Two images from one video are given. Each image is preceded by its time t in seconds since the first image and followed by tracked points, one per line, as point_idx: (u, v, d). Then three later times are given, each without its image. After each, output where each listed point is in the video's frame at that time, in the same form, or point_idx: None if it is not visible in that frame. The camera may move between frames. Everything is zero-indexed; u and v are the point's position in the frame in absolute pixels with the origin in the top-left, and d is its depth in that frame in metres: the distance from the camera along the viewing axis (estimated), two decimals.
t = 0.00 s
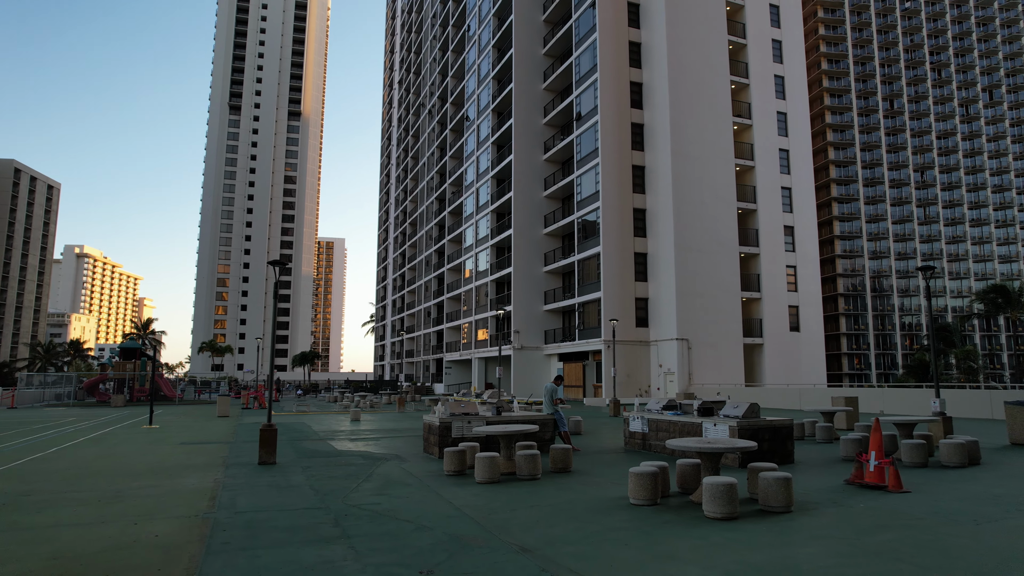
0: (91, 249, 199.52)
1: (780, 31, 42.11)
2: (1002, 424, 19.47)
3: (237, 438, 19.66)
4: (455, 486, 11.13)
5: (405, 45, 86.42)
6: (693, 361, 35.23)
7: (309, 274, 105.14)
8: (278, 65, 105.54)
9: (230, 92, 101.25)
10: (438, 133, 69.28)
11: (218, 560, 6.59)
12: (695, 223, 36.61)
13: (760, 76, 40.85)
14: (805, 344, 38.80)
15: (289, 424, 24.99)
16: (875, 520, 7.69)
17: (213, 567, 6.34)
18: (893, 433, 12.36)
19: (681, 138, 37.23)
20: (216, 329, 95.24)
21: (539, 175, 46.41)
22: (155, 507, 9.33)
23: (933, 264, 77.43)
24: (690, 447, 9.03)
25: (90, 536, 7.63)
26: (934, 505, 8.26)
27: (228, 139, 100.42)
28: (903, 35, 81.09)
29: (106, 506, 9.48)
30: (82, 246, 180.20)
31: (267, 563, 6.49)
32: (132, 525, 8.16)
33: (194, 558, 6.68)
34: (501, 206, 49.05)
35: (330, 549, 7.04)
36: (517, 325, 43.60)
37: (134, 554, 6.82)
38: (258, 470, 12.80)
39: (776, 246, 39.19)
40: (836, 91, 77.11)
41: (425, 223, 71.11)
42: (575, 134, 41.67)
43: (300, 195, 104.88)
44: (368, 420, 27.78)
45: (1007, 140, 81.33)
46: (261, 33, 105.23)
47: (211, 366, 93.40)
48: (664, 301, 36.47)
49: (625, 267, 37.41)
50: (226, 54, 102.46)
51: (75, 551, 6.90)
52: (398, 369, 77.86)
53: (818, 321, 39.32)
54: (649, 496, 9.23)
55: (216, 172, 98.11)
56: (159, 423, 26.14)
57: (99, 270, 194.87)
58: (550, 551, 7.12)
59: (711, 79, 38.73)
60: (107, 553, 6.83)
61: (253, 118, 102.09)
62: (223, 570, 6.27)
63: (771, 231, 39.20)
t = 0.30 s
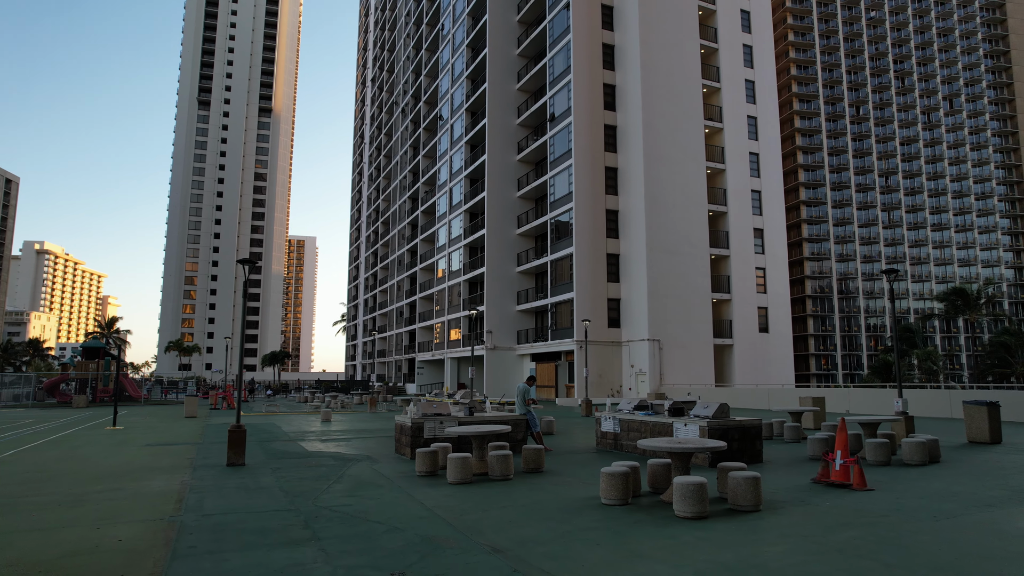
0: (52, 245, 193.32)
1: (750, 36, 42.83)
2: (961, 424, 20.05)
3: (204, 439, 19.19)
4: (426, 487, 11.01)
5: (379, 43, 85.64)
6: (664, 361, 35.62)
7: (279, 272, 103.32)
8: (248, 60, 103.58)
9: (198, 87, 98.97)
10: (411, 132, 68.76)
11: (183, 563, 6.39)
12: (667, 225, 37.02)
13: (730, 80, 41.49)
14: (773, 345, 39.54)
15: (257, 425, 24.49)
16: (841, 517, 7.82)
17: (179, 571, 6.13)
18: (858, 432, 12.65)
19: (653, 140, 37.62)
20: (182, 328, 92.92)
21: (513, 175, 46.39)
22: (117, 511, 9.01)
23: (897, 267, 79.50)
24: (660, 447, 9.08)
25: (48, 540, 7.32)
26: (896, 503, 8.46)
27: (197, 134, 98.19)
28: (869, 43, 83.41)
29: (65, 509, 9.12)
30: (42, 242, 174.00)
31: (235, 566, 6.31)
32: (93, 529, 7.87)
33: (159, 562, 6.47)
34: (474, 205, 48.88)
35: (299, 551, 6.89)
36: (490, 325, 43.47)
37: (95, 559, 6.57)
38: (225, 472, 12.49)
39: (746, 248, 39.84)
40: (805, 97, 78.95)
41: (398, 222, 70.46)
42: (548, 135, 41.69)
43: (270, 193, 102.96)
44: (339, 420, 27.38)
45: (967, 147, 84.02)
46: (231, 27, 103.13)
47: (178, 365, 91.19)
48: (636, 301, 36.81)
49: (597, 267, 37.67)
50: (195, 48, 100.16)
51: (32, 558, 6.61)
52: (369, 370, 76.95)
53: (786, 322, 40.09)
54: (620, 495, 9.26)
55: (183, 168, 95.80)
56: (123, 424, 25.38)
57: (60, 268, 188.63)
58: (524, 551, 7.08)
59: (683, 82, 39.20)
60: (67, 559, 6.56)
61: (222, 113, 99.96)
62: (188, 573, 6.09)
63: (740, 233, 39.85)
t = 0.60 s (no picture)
0: (44, 244, 192.00)
1: (743, 37, 42.98)
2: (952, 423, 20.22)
3: (197, 439, 19.13)
4: (421, 487, 10.99)
5: (372, 42, 85.53)
6: (658, 361, 35.72)
7: (273, 272, 102.98)
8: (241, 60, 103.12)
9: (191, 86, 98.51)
10: (404, 131, 68.67)
11: (177, 564, 6.36)
12: (660, 226, 37.11)
13: (723, 81, 41.64)
14: (766, 345, 39.71)
15: (250, 425, 24.38)
16: (834, 517, 7.85)
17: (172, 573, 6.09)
18: (851, 432, 12.74)
19: (647, 141, 37.71)
20: (176, 328, 92.44)
21: (507, 175, 46.40)
22: (110, 512, 8.96)
23: (889, 268, 79.96)
24: (654, 448, 9.10)
25: (40, 542, 7.26)
26: (889, 502, 8.53)
27: (189, 134, 97.82)
28: (860, 45, 83.97)
29: (57, 511, 9.04)
30: (33, 241, 172.60)
31: (230, 567, 6.29)
32: (87, 531, 7.82)
33: (153, 564, 6.43)
34: (468, 206, 48.88)
35: (293, 552, 6.88)
36: (484, 325, 43.46)
37: (88, 561, 6.52)
38: (219, 473, 12.45)
39: (739, 249, 40.00)
40: (797, 98, 79.36)
41: (392, 221, 70.38)
42: (542, 135, 41.67)
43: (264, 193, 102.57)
44: (332, 420, 27.35)
45: (957, 149, 84.62)
46: (224, 26, 102.68)
47: (172, 366, 90.77)
48: (630, 302, 36.90)
49: (591, 267, 37.74)
50: (188, 47, 99.70)
51: (25, 559, 6.57)
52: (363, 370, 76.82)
53: (779, 322, 40.26)
54: (614, 496, 9.27)
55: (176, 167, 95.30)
56: (116, 424, 25.26)
57: (52, 267, 187.30)
58: (518, 551, 7.08)
59: (676, 83, 39.32)
60: (59, 561, 6.52)
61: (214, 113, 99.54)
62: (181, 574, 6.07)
63: (733, 233, 40.00)
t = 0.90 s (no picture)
0: (44, 245, 191.76)
1: (743, 38, 42.98)
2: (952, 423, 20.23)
3: (197, 439, 19.12)
4: (421, 487, 10.98)
5: (372, 42, 85.54)
6: (658, 361, 35.72)
7: (273, 272, 102.94)
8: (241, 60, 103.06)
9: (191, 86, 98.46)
10: (404, 132, 68.63)
11: (178, 563, 6.39)
12: (660, 225, 37.13)
13: (723, 82, 41.63)
14: (766, 344, 39.71)
15: (250, 425, 24.38)
16: (834, 517, 7.85)
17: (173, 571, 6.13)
18: (851, 432, 12.74)
19: (646, 141, 37.73)
20: (176, 328, 92.42)
21: (507, 174, 46.38)
22: (110, 510, 8.98)
23: (889, 267, 79.99)
24: (655, 447, 9.10)
25: (40, 541, 7.27)
26: (888, 501, 8.54)
27: (189, 134, 97.76)
28: (859, 45, 83.98)
29: (58, 510, 9.04)
30: (33, 241, 172.36)
31: (230, 567, 6.27)
32: (88, 530, 7.84)
33: (154, 562, 6.47)
34: (468, 205, 48.88)
35: (292, 550, 6.90)
36: (484, 325, 43.49)
37: (90, 559, 6.54)
38: (220, 471, 12.44)
39: (739, 248, 40.00)
40: (797, 98, 79.39)
41: (391, 221, 70.38)
42: (542, 135, 41.66)
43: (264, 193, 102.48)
44: (332, 419, 27.34)
45: (957, 149, 84.62)
46: (223, 26, 102.64)
47: (172, 366, 90.67)
48: (630, 301, 36.90)
49: (590, 267, 37.75)
50: (187, 47, 99.64)
51: (27, 558, 6.58)
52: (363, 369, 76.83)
53: (779, 322, 40.25)
54: (614, 495, 9.28)
55: (176, 167, 95.26)
56: (116, 423, 25.22)
57: (52, 268, 187.34)
58: (517, 551, 7.09)
59: (676, 83, 39.34)
60: (62, 559, 6.54)
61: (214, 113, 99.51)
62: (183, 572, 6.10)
63: (733, 233, 40.00)
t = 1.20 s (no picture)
0: (42, 218, 190.78)
1: (746, 8, 42.17)
2: (947, 395, 20.42)
3: (199, 410, 19.29)
4: (421, 456, 11.12)
5: (369, 11, 83.96)
6: (657, 333, 35.87)
7: (272, 244, 102.62)
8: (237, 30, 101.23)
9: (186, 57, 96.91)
10: (403, 104, 67.81)
11: (183, 530, 6.48)
12: (660, 198, 36.88)
13: (725, 53, 40.96)
14: (765, 317, 39.80)
15: (252, 396, 24.59)
16: (827, 485, 7.97)
17: (179, 538, 6.22)
18: (847, 403, 12.86)
19: (647, 113, 37.25)
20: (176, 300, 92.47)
21: (506, 147, 45.95)
22: (115, 479, 9.08)
23: (889, 241, 79.83)
24: (652, 418, 9.18)
25: (46, 509, 7.36)
26: (881, 471, 8.66)
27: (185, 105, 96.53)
28: (865, 16, 82.45)
29: (63, 479, 9.13)
30: (30, 213, 171.28)
31: (233, 534, 6.35)
32: (92, 498, 7.92)
33: (159, 529, 6.56)
34: (467, 178, 48.51)
35: (295, 517, 6.99)
36: (484, 297, 43.53)
37: (96, 527, 6.64)
38: (222, 441, 12.57)
39: (740, 222, 39.83)
40: (800, 71, 78.18)
41: (390, 195, 69.97)
42: (542, 108, 41.11)
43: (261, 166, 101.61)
44: (332, 391, 27.55)
45: (961, 122, 83.71)
46: None
47: (172, 338, 90.91)
48: (629, 274, 36.88)
49: (590, 240, 37.65)
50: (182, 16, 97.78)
51: (35, 525, 6.67)
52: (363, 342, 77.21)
53: (779, 295, 40.29)
54: (612, 464, 9.39)
55: (173, 139, 94.23)
56: (119, 395, 25.41)
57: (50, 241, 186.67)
58: (517, 518, 7.19)
59: (678, 54, 38.69)
60: (69, 527, 6.63)
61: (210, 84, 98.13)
62: (188, 539, 6.18)
63: (733, 207, 39.78)
